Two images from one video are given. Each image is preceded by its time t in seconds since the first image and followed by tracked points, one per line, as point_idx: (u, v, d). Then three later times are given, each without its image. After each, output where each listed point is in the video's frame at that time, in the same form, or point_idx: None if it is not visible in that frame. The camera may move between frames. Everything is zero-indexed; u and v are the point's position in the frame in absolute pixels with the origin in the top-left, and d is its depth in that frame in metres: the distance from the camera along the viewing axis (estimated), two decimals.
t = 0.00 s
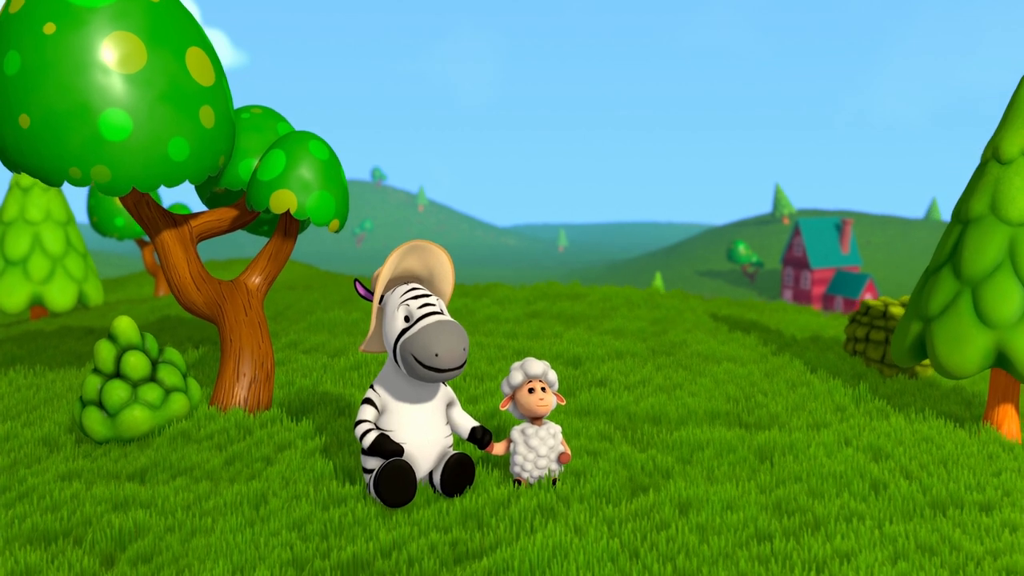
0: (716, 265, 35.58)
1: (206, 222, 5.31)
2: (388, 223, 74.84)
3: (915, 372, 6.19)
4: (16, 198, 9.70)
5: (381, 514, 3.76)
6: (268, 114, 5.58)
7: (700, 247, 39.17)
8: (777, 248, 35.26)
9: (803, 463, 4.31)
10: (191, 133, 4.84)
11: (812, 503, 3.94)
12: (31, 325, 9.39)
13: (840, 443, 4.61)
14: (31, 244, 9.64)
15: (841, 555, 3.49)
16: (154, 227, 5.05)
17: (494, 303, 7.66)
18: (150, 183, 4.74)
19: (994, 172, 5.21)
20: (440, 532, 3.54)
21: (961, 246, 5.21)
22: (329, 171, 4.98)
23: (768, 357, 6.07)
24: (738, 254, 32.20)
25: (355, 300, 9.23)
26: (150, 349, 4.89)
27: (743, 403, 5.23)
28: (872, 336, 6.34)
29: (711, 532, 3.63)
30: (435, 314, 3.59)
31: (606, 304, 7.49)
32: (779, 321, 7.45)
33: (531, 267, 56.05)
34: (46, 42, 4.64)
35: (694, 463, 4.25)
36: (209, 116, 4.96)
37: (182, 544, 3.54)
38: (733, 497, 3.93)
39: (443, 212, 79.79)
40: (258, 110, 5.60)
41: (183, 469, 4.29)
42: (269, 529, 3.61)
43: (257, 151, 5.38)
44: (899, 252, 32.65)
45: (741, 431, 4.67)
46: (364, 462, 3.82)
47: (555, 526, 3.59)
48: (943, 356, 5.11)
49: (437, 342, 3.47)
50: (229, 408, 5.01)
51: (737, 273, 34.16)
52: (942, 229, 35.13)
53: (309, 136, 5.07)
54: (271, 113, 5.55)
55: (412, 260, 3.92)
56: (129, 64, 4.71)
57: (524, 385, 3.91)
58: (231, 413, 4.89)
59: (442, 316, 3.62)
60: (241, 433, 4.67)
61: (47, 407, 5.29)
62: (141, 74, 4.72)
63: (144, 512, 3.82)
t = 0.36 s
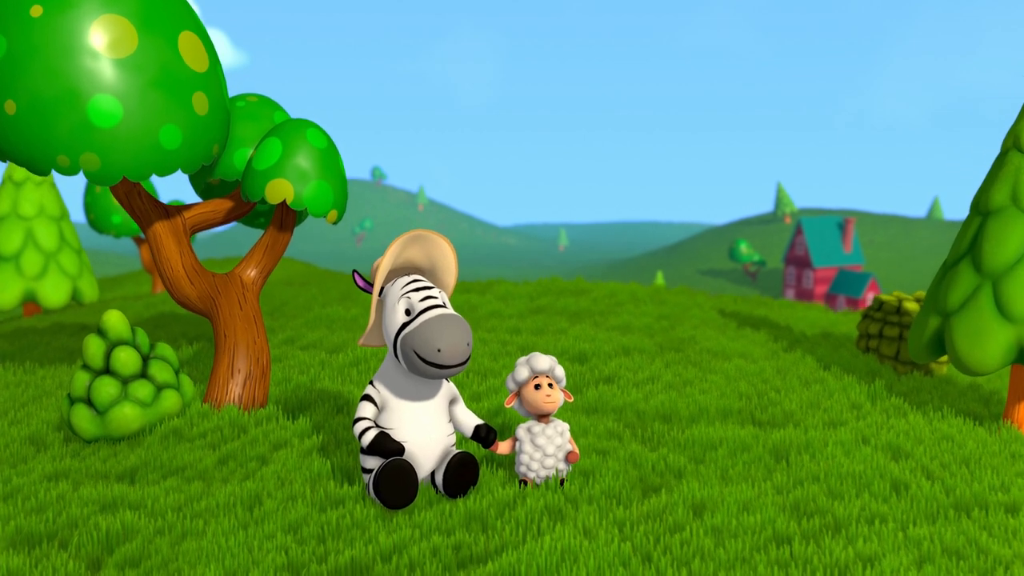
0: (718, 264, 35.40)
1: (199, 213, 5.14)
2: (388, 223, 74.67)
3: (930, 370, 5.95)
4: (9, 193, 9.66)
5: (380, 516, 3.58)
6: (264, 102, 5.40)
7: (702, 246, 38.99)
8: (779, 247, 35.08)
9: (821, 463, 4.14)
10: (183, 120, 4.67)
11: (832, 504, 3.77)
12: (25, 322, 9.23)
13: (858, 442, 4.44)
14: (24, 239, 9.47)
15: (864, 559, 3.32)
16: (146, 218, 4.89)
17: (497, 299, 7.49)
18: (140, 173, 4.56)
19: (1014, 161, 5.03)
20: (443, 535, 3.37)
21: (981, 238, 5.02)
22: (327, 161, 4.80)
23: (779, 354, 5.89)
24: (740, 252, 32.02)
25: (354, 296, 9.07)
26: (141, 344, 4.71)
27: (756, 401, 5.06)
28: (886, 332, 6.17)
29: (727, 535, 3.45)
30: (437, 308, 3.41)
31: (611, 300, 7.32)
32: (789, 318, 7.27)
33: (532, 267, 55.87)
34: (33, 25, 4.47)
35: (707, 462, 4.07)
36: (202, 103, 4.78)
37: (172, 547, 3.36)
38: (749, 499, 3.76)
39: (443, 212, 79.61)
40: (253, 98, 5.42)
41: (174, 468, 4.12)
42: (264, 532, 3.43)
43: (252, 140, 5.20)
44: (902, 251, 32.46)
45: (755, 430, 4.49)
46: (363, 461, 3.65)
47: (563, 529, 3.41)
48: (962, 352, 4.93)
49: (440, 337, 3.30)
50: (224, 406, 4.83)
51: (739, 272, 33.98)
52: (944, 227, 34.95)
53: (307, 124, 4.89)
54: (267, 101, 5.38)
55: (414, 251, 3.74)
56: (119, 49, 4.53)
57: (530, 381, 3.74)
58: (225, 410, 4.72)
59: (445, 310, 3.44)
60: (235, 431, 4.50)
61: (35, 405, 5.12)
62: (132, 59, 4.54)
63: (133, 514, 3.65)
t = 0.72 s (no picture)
0: (720, 263, 35.21)
1: (192, 203, 4.96)
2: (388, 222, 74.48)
3: (946, 367, 5.71)
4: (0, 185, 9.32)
5: (380, 519, 3.39)
6: (259, 89, 5.21)
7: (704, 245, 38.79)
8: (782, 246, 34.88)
9: (841, 462, 3.95)
10: (175, 105, 4.48)
11: (856, 505, 3.57)
12: (17, 318, 9.04)
13: (879, 441, 4.24)
14: (16, 234, 9.26)
15: (892, 565, 3.12)
16: (136, 208, 4.71)
17: (500, 294, 7.30)
18: (130, 160, 4.37)
19: None
20: (446, 539, 3.18)
21: (1003, 230, 4.80)
22: (324, 147, 4.61)
23: (792, 350, 5.70)
24: (742, 251, 31.82)
25: (354, 292, 8.88)
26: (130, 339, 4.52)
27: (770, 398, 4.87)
28: (901, 328, 5.98)
29: (746, 539, 3.26)
30: (440, 301, 3.22)
31: (618, 295, 7.13)
32: (800, 313, 7.08)
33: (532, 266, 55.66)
34: (17, 6, 4.28)
35: (723, 461, 3.88)
36: (195, 88, 4.59)
37: (159, 552, 3.17)
38: (768, 500, 3.56)
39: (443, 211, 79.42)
40: (248, 85, 5.22)
41: (164, 468, 3.93)
42: (256, 535, 3.24)
43: (247, 127, 5.01)
44: (905, 250, 32.25)
45: (771, 428, 4.30)
46: (361, 460, 3.46)
47: (574, 532, 3.22)
48: (985, 347, 4.74)
49: (443, 332, 3.11)
50: (217, 403, 4.64)
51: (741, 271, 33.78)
52: (947, 226, 34.75)
53: (303, 109, 4.70)
54: (263, 87, 5.18)
55: (415, 240, 3.55)
56: (107, 30, 4.34)
57: (538, 377, 3.55)
58: (218, 407, 4.52)
59: (448, 303, 3.25)
60: (228, 429, 4.31)
61: (22, 402, 4.93)
62: (121, 41, 4.35)
63: (119, 516, 3.46)
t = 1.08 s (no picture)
0: (721, 262, 35.01)
1: (184, 192, 4.77)
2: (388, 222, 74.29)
3: (967, 364, 5.53)
4: None
5: (379, 521, 3.19)
6: (254, 73, 5.00)
7: (705, 243, 38.59)
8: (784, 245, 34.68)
9: (865, 461, 3.75)
10: (165, 88, 4.28)
11: (883, 507, 3.38)
12: (10, 315, 8.83)
13: (903, 439, 4.04)
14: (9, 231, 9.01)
15: (926, 571, 2.91)
16: (125, 197, 4.53)
17: (503, 289, 7.10)
18: (118, 145, 4.17)
19: None
20: (449, 543, 2.98)
21: None
22: (322, 133, 4.41)
23: (807, 345, 5.50)
24: (745, 249, 31.62)
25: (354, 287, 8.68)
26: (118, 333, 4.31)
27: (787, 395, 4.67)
28: (919, 323, 5.78)
29: (769, 543, 3.06)
30: (448, 296, 3.03)
31: (625, 289, 6.93)
32: (812, 309, 6.88)
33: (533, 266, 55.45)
34: None
35: (741, 460, 3.68)
36: (186, 71, 4.40)
37: (144, 557, 2.97)
38: (791, 501, 3.36)
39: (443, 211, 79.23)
40: (242, 69, 5.02)
41: (152, 468, 3.73)
42: (248, 539, 3.04)
43: (241, 113, 4.82)
44: (908, 249, 32.05)
45: (790, 425, 4.10)
46: (360, 460, 3.28)
47: (585, 536, 3.02)
48: (1012, 341, 4.54)
49: (452, 331, 2.92)
50: (209, 400, 4.44)
51: (743, 270, 33.57)
52: (950, 224, 34.55)
53: (300, 94, 4.51)
54: (258, 72, 4.98)
55: (417, 229, 3.33)
56: (93, 9, 4.14)
57: (540, 374, 3.31)
58: (210, 404, 4.32)
59: (455, 297, 3.06)
60: (220, 427, 4.11)
61: (7, 399, 4.73)
62: (108, 20, 4.15)
63: (103, 519, 3.26)
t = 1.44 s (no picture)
0: (724, 260, 34.80)
1: (175, 179, 4.58)
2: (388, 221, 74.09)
3: (989, 360, 5.32)
4: None
5: (379, 524, 2.98)
6: (247, 56, 4.80)
7: (707, 242, 38.38)
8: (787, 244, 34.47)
9: (892, 460, 3.55)
10: (154, 68, 4.07)
11: (915, 508, 3.17)
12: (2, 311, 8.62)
13: (930, 437, 3.83)
14: None
15: None
16: (114, 184, 4.36)
17: (507, 283, 6.90)
18: (105, 128, 3.97)
19: None
20: (454, 548, 2.77)
21: None
22: (319, 116, 4.21)
23: (823, 341, 5.30)
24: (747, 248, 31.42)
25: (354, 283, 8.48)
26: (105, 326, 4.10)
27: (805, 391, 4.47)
28: (938, 317, 5.58)
29: (796, 548, 2.86)
30: (452, 267, 2.89)
31: (632, 284, 6.73)
32: (825, 304, 6.68)
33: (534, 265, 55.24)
34: None
35: (762, 459, 3.47)
36: (176, 51, 4.20)
37: (127, 563, 2.76)
38: (817, 503, 3.15)
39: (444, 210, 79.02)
40: (236, 52, 4.81)
41: (138, 468, 3.52)
42: (239, 543, 2.84)
43: (234, 96, 4.61)
44: (912, 247, 31.84)
45: (811, 423, 3.90)
46: (359, 459, 3.08)
47: (600, 540, 2.82)
48: None
49: (464, 300, 2.77)
50: (200, 396, 4.24)
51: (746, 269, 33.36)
52: (953, 222, 34.34)
53: (295, 75, 4.31)
54: (252, 55, 4.77)
55: (409, 207, 3.13)
56: None
57: (550, 366, 3.11)
58: (201, 400, 4.12)
59: (460, 268, 2.92)
60: (212, 425, 3.90)
61: None
62: None
63: (84, 522, 3.05)
